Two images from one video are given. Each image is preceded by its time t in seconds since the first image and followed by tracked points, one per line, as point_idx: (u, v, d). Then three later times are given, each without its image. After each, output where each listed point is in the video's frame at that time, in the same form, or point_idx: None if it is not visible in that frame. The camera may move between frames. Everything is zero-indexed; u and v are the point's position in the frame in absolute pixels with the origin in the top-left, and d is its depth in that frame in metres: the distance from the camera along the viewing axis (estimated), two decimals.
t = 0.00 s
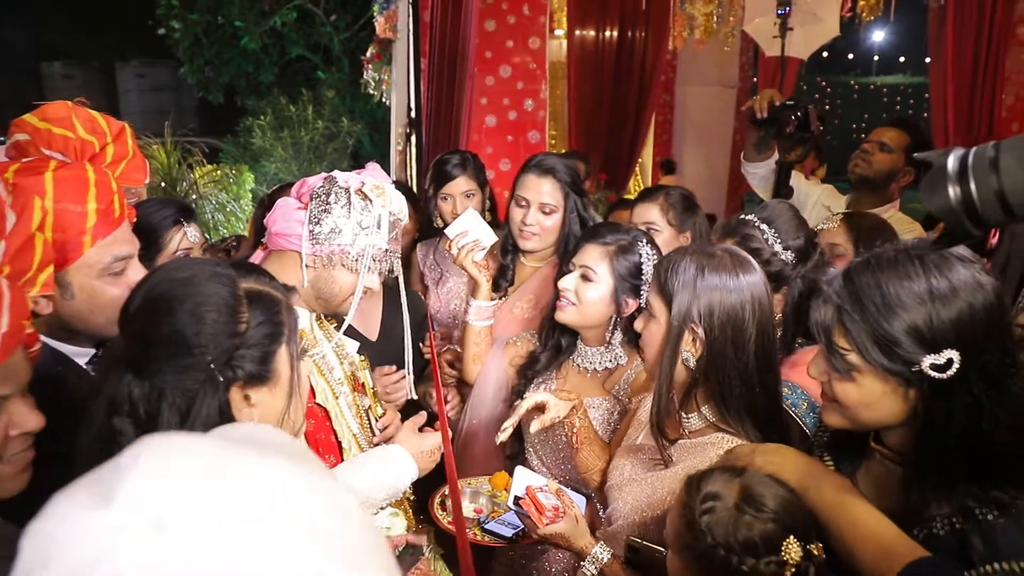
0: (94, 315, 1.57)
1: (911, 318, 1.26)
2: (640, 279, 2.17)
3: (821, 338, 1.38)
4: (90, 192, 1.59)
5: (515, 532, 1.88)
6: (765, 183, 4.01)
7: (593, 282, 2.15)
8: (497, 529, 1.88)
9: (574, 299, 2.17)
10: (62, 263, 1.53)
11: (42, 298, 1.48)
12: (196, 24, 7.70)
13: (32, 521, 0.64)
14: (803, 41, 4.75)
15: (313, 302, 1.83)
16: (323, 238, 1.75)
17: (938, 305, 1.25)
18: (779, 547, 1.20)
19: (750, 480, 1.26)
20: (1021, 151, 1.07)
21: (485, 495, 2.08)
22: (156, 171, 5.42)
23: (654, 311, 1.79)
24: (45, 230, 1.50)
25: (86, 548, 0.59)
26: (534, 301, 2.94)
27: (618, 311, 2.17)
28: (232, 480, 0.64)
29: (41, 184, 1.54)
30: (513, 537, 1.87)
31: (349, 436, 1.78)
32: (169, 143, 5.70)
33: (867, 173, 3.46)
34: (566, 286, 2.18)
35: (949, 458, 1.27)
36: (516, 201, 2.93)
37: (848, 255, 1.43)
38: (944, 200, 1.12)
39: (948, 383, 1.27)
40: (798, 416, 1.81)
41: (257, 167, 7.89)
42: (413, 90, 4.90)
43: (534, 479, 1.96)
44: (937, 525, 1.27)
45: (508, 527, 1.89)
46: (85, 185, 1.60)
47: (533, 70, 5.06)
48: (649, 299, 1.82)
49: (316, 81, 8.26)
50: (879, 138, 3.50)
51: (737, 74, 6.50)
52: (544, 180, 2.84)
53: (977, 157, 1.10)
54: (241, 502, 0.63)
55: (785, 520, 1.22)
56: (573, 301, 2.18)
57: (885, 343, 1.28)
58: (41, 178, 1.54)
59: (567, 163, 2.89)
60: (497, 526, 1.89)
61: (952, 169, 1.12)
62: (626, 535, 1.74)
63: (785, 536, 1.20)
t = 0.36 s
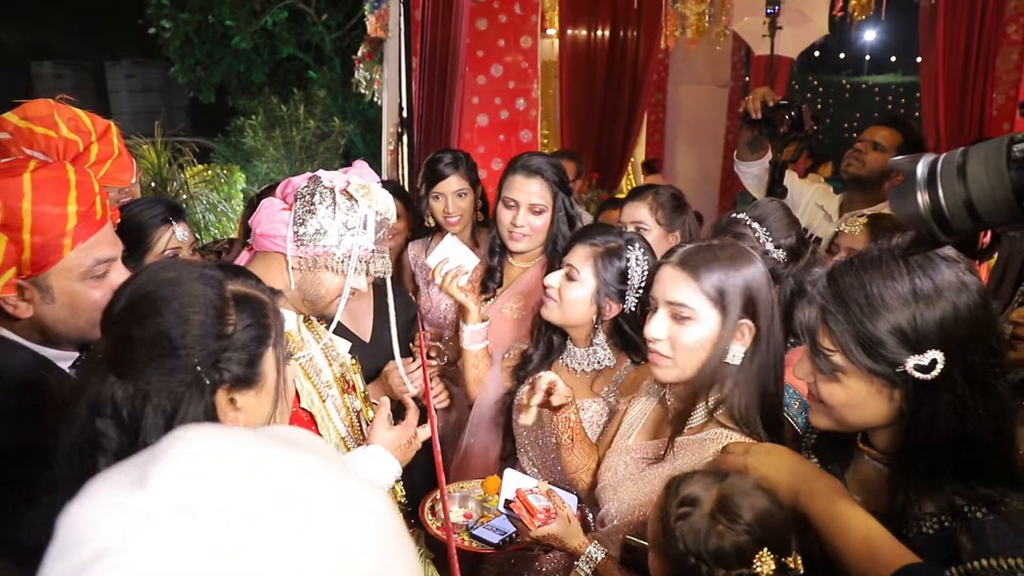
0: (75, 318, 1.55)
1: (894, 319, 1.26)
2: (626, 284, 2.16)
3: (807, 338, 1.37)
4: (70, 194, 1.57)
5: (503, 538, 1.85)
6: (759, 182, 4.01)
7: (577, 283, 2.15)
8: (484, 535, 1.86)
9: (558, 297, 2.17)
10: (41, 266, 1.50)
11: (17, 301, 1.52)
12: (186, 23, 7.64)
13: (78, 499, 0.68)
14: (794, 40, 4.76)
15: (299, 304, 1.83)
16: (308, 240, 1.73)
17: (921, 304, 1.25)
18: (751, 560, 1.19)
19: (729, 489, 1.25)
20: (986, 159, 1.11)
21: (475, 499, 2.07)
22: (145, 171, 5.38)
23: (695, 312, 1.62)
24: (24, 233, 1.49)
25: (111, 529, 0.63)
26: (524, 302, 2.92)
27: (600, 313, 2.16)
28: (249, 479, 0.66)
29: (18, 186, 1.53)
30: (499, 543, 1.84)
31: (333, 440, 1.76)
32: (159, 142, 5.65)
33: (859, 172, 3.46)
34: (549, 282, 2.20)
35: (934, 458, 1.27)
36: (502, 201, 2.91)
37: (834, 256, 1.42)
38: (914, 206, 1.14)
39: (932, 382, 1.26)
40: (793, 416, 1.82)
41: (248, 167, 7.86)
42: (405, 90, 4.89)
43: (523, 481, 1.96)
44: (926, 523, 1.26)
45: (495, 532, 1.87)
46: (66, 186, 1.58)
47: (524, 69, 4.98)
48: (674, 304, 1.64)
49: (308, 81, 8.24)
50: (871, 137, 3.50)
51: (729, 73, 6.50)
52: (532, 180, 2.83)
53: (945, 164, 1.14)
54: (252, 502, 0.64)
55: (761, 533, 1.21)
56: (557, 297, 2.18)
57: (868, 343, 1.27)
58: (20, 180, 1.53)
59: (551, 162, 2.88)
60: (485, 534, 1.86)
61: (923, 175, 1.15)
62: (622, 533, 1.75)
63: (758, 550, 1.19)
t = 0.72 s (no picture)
0: (58, 320, 1.53)
1: (879, 321, 1.24)
2: (612, 284, 2.15)
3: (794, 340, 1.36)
4: (52, 194, 1.55)
5: (491, 536, 1.84)
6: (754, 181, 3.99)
7: (562, 287, 2.15)
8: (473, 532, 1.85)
9: (546, 301, 2.17)
10: (22, 266, 1.48)
11: None
12: (178, 22, 7.59)
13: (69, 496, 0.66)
14: (787, 39, 4.75)
15: (286, 305, 1.79)
16: (289, 239, 1.71)
17: (908, 304, 1.23)
18: (735, 567, 1.19)
19: (719, 491, 1.25)
20: (971, 161, 1.06)
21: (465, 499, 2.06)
22: (137, 171, 5.34)
23: (722, 312, 1.67)
24: (5, 232, 1.47)
25: (105, 526, 0.61)
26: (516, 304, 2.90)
27: (588, 315, 2.16)
28: (243, 479, 0.65)
29: None
30: (487, 541, 1.83)
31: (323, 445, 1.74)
32: (151, 142, 5.60)
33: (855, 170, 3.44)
34: (536, 287, 2.21)
35: (921, 459, 1.26)
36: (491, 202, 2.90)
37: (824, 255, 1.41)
38: (898, 209, 1.09)
39: (921, 385, 1.25)
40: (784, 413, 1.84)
41: (241, 167, 7.81)
42: (397, 88, 4.87)
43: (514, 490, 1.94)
44: (921, 525, 1.24)
45: (485, 530, 1.86)
46: (47, 185, 1.57)
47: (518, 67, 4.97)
48: (700, 308, 1.67)
49: (301, 81, 8.20)
50: (866, 136, 3.49)
51: (723, 72, 6.50)
52: (522, 180, 2.83)
53: (930, 165, 1.09)
54: (249, 503, 0.62)
55: (746, 541, 1.20)
56: (544, 302, 2.19)
57: (855, 346, 1.26)
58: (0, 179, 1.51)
59: (540, 162, 2.89)
60: (473, 531, 1.85)
61: (907, 178, 1.10)
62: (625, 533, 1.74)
63: (742, 558, 1.19)
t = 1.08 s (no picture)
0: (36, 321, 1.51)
1: (869, 326, 1.24)
2: (591, 279, 2.11)
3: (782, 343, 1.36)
4: (30, 192, 1.53)
5: (477, 537, 1.85)
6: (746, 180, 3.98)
7: (549, 278, 2.17)
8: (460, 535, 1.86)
9: (532, 294, 2.20)
10: None
11: None
12: (169, 21, 7.55)
13: (35, 503, 0.70)
14: (777, 37, 4.76)
15: (275, 299, 1.76)
16: (268, 233, 1.69)
17: (897, 309, 1.22)
18: (728, 565, 1.23)
19: (716, 489, 1.28)
20: (956, 157, 1.05)
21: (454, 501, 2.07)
22: (126, 170, 5.30)
23: (711, 314, 1.66)
24: None
25: (67, 532, 0.64)
26: (507, 299, 2.90)
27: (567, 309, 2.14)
28: (220, 478, 0.67)
29: None
30: (472, 542, 1.83)
31: (311, 450, 1.72)
32: (141, 142, 5.58)
33: (848, 168, 3.45)
34: (526, 275, 2.23)
35: (910, 463, 1.25)
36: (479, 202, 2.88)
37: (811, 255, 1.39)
38: (884, 206, 1.08)
39: (909, 392, 1.25)
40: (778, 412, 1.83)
41: (232, 167, 7.78)
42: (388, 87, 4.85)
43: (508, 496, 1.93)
44: (920, 527, 1.20)
45: (470, 532, 1.87)
46: (24, 184, 1.55)
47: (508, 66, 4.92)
48: (689, 313, 1.65)
49: (292, 80, 8.18)
50: (858, 133, 3.49)
51: (715, 71, 6.52)
52: (509, 180, 2.81)
53: (916, 161, 1.07)
54: (230, 505, 0.64)
55: (740, 539, 1.23)
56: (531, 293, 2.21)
57: (843, 352, 1.26)
58: None
59: (527, 161, 2.87)
60: (459, 534, 1.86)
61: (893, 174, 1.08)
62: (626, 534, 1.75)
63: (735, 556, 1.22)
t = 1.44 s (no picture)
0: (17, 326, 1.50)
1: (853, 331, 1.20)
2: (574, 283, 2.11)
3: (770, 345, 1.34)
4: (18, 192, 1.52)
5: (465, 526, 1.88)
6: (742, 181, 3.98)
7: (529, 286, 2.16)
8: (447, 523, 1.90)
9: (513, 300, 2.18)
10: None
11: None
12: (162, 20, 7.54)
13: (38, 510, 0.71)
14: (771, 37, 4.76)
15: (264, 295, 1.74)
16: (255, 227, 1.68)
17: (882, 314, 1.19)
18: (728, 558, 1.26)
19: (716, 484, 1.33)
20: (947, 161, 1.05)
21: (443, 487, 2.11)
22: (119, 170, 5.28)
23: (694, 309, 1.66)
24: None
25: (79, 537, 0.64)
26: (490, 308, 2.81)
27: (551, 315, 2.14)
28: (232, 480, 0.69)
29: None
30: (461, 531, 1.87)
31: (311, 447, 1.74)
32: (135, 141, 5.57)
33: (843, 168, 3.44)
34: (506, 286, 2.22)
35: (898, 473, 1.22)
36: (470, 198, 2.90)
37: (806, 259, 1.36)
38: (875, 212, 1.08)
39: (892, 402, 1.20)
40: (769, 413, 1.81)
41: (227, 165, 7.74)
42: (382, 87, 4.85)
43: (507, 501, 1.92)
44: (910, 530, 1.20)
45: (458, 521, 1.90)
46: (13, 184, 1.53)
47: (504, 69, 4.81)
48: (674, 308, 1.65)
49: (287, 80, 8.17)
50: (853, 133, 3.50)
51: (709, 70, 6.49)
52: (500, 177, 2.83)
53: (906, 164, 1.07)
54: (216, 521, 0.65)
55: (739, 533, 1.27)
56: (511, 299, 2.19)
57: (827, 357, 1.23)
58: None
59: (521, 159, 2.89)
60: (447, 522, 1.90)
61: (883, 178, 1.08)
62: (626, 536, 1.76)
63: (735, 549, 1.26)
